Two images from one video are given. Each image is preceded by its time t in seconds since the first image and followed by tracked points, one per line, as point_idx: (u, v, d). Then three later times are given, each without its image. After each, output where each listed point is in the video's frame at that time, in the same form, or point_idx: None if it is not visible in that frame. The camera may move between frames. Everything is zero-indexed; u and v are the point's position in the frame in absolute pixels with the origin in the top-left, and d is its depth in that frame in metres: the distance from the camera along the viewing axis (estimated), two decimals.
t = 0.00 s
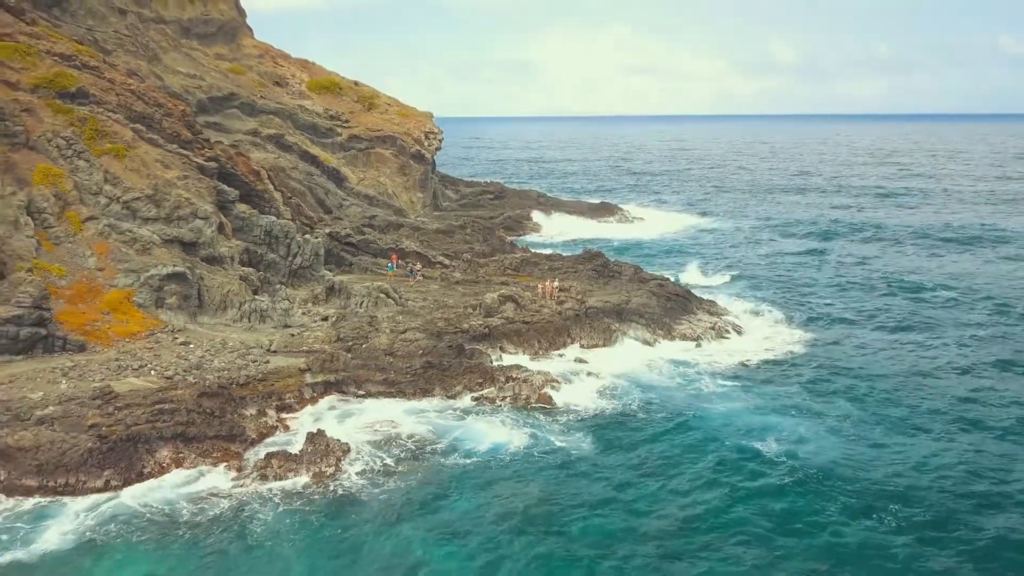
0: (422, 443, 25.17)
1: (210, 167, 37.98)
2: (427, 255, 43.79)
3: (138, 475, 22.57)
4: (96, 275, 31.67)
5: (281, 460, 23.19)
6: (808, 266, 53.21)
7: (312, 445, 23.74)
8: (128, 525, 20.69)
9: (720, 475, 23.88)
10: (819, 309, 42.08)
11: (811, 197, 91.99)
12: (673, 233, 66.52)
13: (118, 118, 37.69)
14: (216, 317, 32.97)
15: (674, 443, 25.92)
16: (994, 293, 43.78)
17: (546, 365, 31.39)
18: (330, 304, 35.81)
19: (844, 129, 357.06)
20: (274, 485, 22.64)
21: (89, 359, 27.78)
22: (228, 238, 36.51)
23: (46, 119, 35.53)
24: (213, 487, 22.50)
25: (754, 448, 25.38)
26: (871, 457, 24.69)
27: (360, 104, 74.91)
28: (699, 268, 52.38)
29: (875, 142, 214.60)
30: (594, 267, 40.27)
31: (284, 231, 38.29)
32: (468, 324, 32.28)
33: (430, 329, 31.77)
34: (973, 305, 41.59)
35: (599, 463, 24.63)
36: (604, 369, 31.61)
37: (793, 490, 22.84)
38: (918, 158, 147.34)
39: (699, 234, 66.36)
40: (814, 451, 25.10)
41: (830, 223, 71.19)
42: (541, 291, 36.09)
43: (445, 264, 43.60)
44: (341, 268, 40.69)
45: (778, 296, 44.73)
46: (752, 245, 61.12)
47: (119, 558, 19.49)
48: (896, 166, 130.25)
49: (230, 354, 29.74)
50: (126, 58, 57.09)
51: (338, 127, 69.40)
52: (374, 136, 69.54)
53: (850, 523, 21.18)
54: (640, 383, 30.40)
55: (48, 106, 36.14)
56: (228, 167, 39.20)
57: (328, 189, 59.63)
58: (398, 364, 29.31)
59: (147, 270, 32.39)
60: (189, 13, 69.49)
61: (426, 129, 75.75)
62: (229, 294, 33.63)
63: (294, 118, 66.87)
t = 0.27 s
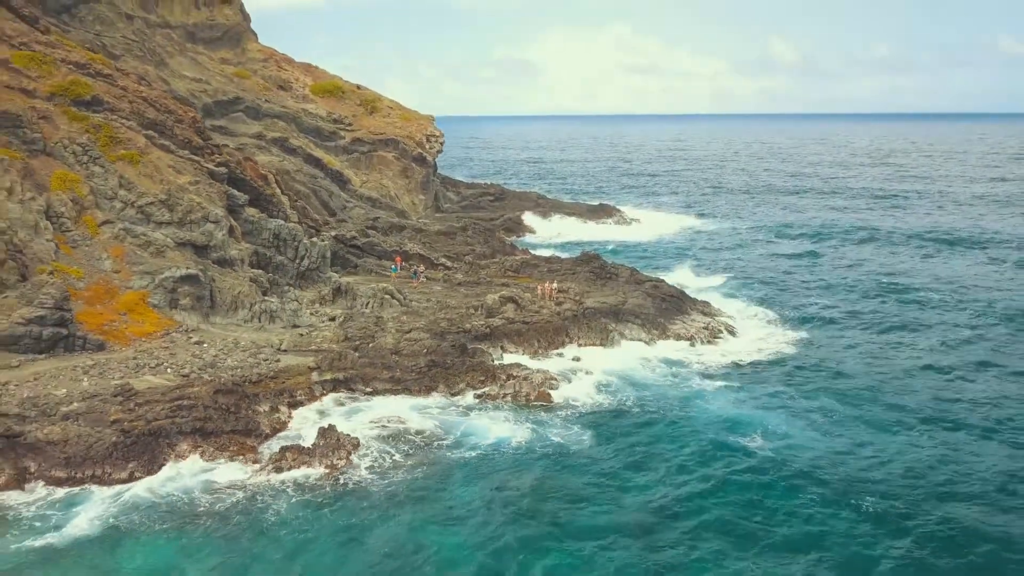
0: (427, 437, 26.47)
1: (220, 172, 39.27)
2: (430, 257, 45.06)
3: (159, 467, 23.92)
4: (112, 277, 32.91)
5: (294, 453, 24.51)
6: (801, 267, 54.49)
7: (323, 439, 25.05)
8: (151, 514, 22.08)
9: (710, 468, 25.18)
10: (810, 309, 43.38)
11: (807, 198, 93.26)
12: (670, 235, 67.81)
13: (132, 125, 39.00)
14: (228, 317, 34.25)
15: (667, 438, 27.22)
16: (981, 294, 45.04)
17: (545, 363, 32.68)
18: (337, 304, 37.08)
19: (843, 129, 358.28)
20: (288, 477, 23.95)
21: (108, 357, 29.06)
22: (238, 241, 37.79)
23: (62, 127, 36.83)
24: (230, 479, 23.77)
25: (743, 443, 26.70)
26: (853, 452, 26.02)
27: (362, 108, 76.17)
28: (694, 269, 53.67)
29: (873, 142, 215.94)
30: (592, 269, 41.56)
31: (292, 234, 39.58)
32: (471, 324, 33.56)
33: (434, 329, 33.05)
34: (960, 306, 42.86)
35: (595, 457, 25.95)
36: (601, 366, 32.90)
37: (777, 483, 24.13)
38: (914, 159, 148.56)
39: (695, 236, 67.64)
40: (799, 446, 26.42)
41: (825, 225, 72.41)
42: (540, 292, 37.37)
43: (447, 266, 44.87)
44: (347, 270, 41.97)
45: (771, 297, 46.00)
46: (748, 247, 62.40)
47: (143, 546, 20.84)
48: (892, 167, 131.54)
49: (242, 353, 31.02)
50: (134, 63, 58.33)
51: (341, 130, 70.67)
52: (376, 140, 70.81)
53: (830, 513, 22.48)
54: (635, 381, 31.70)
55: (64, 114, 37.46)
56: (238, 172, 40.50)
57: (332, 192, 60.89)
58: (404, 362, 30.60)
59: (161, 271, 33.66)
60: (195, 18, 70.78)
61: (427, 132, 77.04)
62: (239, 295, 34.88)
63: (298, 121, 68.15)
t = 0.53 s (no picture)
0: (432, 435, 27.76)
1: (230, 178, 40.58)
2: (433, 260, 46.36)
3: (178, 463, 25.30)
4: (128, 280, 34.18)
5: (306, 450, 25.83)
6: (794, 270, 55.84)
7: (333, 436, 26.34)
8: (172, 507, 23.36)
9: (701, 464, 26.50)
10: (801, 310, 44.70)
11: (802, 200, 94.65)
12: (667, 237, 69.14)
13: (144, 132, 40.33)
14: (238, 319, 35.54)
15: (661, 435, 28.54)
16: (967, 297, 46.45)
17: (544, 363, 33.98)
18: (344, 306, 38.38)
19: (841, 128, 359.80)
20: (300, 472, 25.27)
21: (126, 358, 30.34)
22: (247, 245, 39.09)
23: (77, 134, 38.10)
24: (246, 474, 25.11)
25: (732, 441, 28.02)
26: (838, 449, 27.36)
27: (365, 111, 77.47)
28: (690, 271, 55.00)
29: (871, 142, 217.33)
30: (590, 272, 42.88)
31: (299, 238, 40.87)
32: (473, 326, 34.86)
33: (438, 331, 34.35)
34: (947, 308, 44.24)
35: (592, 453, 27.26)
36: (598, 367, 34.20)
37: (764, 478, 25.46)
38: (909, 160, 150.03)
39: (691, 238, 68.97)
40: (787, 444, 27.76)
41: (819, 227, 73.78)
42: (540, 295, 38.68)
43: (449, 268, 46.18)
44: (352, 273, 43.26)
45: (764, 299, 47.34)
46: (742, 249, 63.75)
47: (167, 536, 22.16)
48: (887, 168, 132.98)
49: (254, 354, 32.31)
50: (141, 68, 59.51)
51: (344, 134, 71.96)
52: (379, 143, 72.11)
53: (814, 506, 23.82)
54: (630, 380, 33.00)
55: (79, 122, 38.74)
56: (246, 178, 41.86)
57: (336, 195, 62.15)
58: (409, 362, 31.90)
59: (175, 275, 34.95)
60: (201, 24, 72.00)
61: (429, 136, 78.37)
62: (250, 297, 36.16)
63: (302, 125, 69.42)
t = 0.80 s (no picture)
0: (436, 433, 29.01)
1: (238, 185, 41.86)
2: (435, 263, 47.61)
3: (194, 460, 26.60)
4: (142, 284, 35.38)
5: (316, 447, 27.08)
6: (787, 272, 57.13)
7: (342, 434, 27.58)
8: (190, 502, 24.62)
9: (693, 462, 27.76)
10: (794, 313, 45.97)
11: (798, 202, 96.02)
12: (664, 239, 70.44)
13: (155, 140, 41.63)
14: (248, 321, 36.78)
15: (655, 434, 29.79)
16: (955, 299, 47.74)
17: (543, 364, 35.23)
18: (350, 309, 39.62)
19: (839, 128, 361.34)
20: (311, 469, 26.57)
21: (141, 359, 31.58)
22: (255, 250, 40.35)
23: (91, 142, 39.33)
24: (259, 470, 26.40)
25: (723, 440, 29.31)
26: (824, 448, 28.63)
27: (367, 116, 78.74)
28: (686, 273, 56.27)
29: (869, 143, 218.59)
30: (588, 275, 44.13)
31: (306, 242, 42.13)
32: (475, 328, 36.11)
33: (441, 333, 35.59)
34: (935, 311, 45.51)
35: (590, 451, 28.52)
36: (595, 367, 35.44)
37: (754, 476, 26.72)
38: (905, 161, 151.48)
39: (688, 240, 70.26)
40: (775, 443, 29.04)
41: (813, 229, 75.11)
42: (539, 298, 39.93)
43: (451, 271, 47.44)
44: (357, 276, 44.51)
45: (757, 301, 48.61)
46: (738, 251, 65.03)
47: (186, 529, 23.42)
48: (882, 169, 134.38)
49: (264, 355, 33.54)
50: (148, 74, 60.66)
51: (347, 138, 73.21)
52: (381, 147, 73.35)
53: (799, 502, 25.06)
54: (626, 381, 34.27)
55: (92, 130, 39.99)
56: (254, 184, 43.15)
57: (339, 198, 63.36)
58: (413, 363, 33.14)
59: (186, 279, 36.18)
60: (206, 29, 73.21)
61: (430, 140, 79.64)
62: (259, 300, 37.41)
63: (306, 129, 70.64)
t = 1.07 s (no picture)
0: (439, 433, 30.23)
1: (246, 191, 43.08)
2: (437, 266, 48.83)
3: (209, 458, 27.84)
4: (154, 288, 36.56)
5: (325, 446, 28.30)
6: (782, 275, 58.37)
7: (350, 434, 28.81)
8: (206, 498, 25.85)
9: (685, 460, 29.02)
10: (786, 315, 47.19)
11: (794, 204, 97.26)
12: (661, 241, 71.63)
13: (165, 148, 42.85)
14: (256, 324, 38.00)
15: (649, 433, 31.04)
16: (945, 302, 48.97)
17: (542, 366, 36.45)
18: (355, 311, 40.83)
19: (838, 128, 362.60)
20: (320, 466, 27.79)
21: (155, 361, 32.78)
22: (263, 254, 41.56)
23: (103, 150, 40.52)
24: (271, 468, 27.63)
25: (714, 439, 30.56)
26: (812, 448, 29.87)
27: (369, 120, 79.95)
28: (682, 276, 57.49)
29: (867, 143, 219.86)
30: (586, 279, 45.36)
31: (312, 247, 43.36)
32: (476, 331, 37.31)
33: (444, 336, 36.80)
34: (924, 314, 46.73)
35: (587, 450, 29.74)
36: (592, 368, 36.68)
37: (744, 474, 27.96)
38: (902, 162, 152.72)
39: (685, 243, 71.45)
40: (765, 442, 30.27)
41: (808, 232, 76.30)
42: (539, 301, 41.17)
43: (453, 274, 48.64)
44: (361, 279, 45.73)
45: (751, 303, 49.84)
46: (733, 254, 66.26)
47: (203, 523, 24.63)
48: (879, 170, 135.58)
49: (273, 356, 34.74)
50: (154, 80, 61.77)
51: (350, 142, 74.42)
52: (383, 151, 74.56)
53: (786, 499, 26.27)
54: (622, 382, 35.51)
55: (104, 138, 41.18)
56: (262, 190, 44.38)
57: (342, 202, 64.53)
58: (417, 365, 34.35)
59: (197, 283, 37.38)
60: (210, 35, 74.37)
61: (431, 144, 80.88)
62: (267, 304, 38.63)
63: (309, 134, 71.83)
